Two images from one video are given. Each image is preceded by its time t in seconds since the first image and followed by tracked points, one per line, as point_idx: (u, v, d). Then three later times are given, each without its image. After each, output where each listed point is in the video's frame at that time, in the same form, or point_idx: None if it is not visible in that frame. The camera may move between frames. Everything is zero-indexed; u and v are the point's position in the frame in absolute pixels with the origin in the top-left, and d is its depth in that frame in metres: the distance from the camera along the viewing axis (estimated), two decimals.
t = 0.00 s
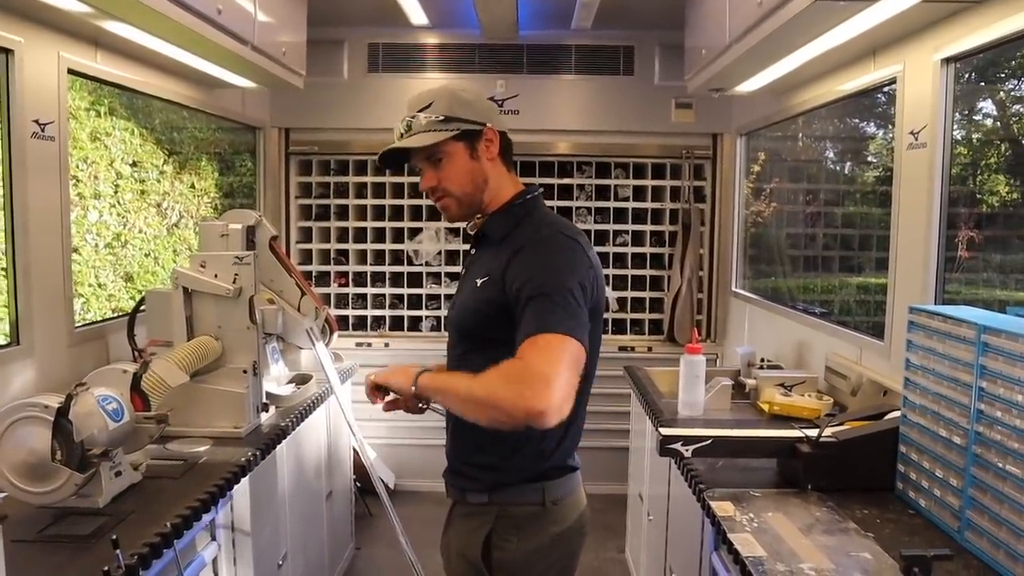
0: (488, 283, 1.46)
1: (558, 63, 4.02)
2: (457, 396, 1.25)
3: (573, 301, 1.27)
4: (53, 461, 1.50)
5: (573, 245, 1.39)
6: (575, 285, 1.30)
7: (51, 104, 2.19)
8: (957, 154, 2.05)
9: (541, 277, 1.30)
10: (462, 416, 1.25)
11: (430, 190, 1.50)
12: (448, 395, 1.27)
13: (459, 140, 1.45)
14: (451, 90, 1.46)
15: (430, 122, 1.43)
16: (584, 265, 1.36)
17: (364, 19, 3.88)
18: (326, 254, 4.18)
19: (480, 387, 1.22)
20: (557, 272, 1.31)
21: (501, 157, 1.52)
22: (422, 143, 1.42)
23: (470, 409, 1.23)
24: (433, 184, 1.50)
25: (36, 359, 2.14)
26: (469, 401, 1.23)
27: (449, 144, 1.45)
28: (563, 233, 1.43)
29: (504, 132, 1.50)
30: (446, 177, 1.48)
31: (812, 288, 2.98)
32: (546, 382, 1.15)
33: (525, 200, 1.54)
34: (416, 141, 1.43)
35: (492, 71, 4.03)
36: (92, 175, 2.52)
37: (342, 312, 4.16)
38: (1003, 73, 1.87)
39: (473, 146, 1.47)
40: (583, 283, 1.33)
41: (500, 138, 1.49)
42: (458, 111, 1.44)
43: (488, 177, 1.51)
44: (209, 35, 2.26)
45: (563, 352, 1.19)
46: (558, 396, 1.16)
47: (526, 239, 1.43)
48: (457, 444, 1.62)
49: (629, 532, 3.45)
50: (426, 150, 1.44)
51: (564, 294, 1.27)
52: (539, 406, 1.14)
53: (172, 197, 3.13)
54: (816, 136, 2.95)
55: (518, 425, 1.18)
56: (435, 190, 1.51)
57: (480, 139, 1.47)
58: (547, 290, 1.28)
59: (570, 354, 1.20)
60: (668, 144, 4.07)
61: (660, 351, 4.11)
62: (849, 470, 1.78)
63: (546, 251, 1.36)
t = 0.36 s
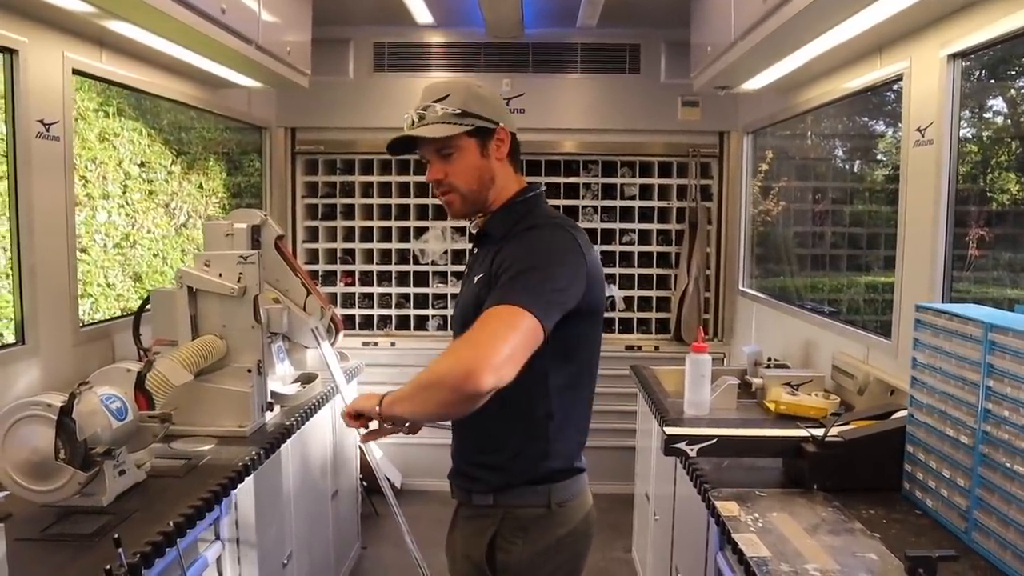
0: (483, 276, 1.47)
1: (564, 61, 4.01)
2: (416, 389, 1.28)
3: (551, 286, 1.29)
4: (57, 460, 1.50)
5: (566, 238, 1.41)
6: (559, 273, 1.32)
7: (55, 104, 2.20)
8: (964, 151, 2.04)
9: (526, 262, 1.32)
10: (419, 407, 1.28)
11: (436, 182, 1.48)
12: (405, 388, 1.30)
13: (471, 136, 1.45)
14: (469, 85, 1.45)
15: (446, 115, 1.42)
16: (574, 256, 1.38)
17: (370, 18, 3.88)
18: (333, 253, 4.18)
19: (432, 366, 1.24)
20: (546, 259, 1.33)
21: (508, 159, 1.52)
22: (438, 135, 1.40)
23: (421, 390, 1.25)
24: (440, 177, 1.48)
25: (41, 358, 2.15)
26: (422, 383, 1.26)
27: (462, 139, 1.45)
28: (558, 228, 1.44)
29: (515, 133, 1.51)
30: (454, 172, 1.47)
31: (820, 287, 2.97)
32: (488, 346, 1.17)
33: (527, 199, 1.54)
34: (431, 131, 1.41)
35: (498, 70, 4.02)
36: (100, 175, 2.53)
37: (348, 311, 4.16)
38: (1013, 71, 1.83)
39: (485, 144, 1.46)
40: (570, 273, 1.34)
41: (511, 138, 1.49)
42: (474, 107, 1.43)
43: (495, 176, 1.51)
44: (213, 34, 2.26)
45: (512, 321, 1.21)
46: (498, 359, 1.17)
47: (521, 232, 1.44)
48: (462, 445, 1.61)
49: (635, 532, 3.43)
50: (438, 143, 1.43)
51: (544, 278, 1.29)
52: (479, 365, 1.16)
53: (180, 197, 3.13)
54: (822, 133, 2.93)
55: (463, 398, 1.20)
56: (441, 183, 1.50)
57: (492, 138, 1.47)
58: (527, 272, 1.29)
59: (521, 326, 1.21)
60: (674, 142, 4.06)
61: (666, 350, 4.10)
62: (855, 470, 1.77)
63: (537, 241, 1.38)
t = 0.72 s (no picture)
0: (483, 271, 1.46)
1: (577, 59, 4.00)
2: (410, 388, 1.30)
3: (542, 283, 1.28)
4: (67, 457, 1.52)
5: (564, 233, 1.39)
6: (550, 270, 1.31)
7: (68, 104, 2.22)
8: (978, 148, 2.01)
9: (521, 256, 1.31)
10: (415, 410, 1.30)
11: (437, 182, 1.48)
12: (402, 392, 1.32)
13: (474, 136, 1.45)
14: (472, 84, 1.45)
15: (448, 115, 1.42)
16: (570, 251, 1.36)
17: (382, 17, 3.89)
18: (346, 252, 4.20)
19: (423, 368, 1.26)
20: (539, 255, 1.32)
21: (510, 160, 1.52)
22: (439, 135, 1.41)
23: (414, 391, 1.28)
24: (441, 176, 1.48)
25: (55, 356, 2.17)
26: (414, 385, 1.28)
27: (464, 139, 1.45)
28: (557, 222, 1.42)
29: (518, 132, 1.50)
30: (455, 172, 1.47)
31: (835, 285, 2.94)
32: (474, 343, 1.18)
33: (528, 195, 1.52)
34: (432, 131, 1.41)
35: (510, 68, 4.01)
36: (117, 175, 2.56)
37: (362, 310, 4.17)
38: None
39: (487, 144, 1.47)
40: (564, 270, 1.33)
41: (513, 138, 1.49)
42: (476, 107, 1.43)
43: (496, 175, 1.51)
44: (223, 33, 2.26)
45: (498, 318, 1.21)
46: (482, 354, 1.18)
47: (519, 225, 1.43)
48: (465, 445, 1.60)
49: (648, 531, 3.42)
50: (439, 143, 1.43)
51: (535, 274, 1.28)
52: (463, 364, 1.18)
53: (197, 197, 3.15)
54: (837, 130, 2.90)
55: (450, 396, 1.22)
56: (442, 183, 1.50)
57: (494, 139, 1.47)
58: (518, 268, 1.29)
59: (508, 323, 1.21)
60: (688, 140, 4.04)
61: (680, 349, 4.07)
62: (866, 469, 1.75)
63: (533, 234, 1.37)
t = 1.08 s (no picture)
0: (463, 284, 1.35)
1: (604, 56, 3.98)
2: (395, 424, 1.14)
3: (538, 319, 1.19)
4: (94, 452, 1.55)
5: (554, 247, 1.30)
6: (544, 300, 1.22)
7: (98, 104, 2.26)
8: (1011, 143, 1.96)
9: (514, 287, 1.21)
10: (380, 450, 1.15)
11: (422, 174, 1.38)
12: (378, 429, 1.15)
13: (465, 127, 1.35)
14: (467, 72, 1.35)
15: (439, 103, 1.33)
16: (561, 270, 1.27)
17: (408, 16, 3.90)
18: (374, 250, 4.22)
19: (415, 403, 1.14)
20: (531, 281, 1.22)
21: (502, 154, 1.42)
22: (428, 123, 1.31)
23: (409, 437, 1.12)
24: (427, 168, 1.38)
25: (85, 352, 2.21)
26: (393, 426, 1.14)
27: (454, 129, 1.35)
28: (546, 232, 1.33)
29: (511, 125, 1.40)
30: (442, 165, 1.36)
31: (866, 284, 2.88)
32: (498, 404, 1.08)
33: (516, 194, 1.43)
34: (421, 118, 1.31)
35: (537, 66, 4.00)
36: (150, 175, 2.61)
37: (389, 308, 4.19)
38: None
39: (477, 137, 1.37)
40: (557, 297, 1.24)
41: (507, 131, 1.39)
42: (470, 96, 1.34)
43: (486, 170, 1.41)
44: (250, 33, 2.29)
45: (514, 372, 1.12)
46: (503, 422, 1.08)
47: (502, 235, 1.32)
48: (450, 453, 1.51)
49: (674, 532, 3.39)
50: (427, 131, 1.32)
51: (531, 309, 1.19)
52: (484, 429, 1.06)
53: (228, 195, 3.19)
54: (867, 126, 2.86)
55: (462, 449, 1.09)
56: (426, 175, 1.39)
57: (486, 131, 1.37)
58: (512, 302, 1.19)
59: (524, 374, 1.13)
60: (716, 138, 4.00)
61: (708, 348, 4.03)
62: (894, 472, 1.72)
63: (520, 250, 1.26)
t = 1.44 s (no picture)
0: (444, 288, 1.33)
1: (655, 53, 3.93)
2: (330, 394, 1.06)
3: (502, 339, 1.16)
4: (149, 444, 1.60)
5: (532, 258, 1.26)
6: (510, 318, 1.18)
7: (154, 106, 2.32)
8: None
9: (485, 295, 1.18)
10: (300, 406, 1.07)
11: (400, 152, 1.35)
12: (311, 389, 1.06)
13: (449, 109, 1.33)
14: (458, 54, 1.33)
15: (425, 79, 1.31)
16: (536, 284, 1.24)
17: (458, 15, 3.91)
18: (425, 249, 4.24)
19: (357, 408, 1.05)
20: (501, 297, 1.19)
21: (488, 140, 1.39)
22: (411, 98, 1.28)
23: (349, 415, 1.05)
24: (407, 147, 1.35)
25: (143, 347, 2.28)
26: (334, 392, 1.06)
27: (438, 110, 1.32)
28: (524, 242, 1.29)
29: (500, 115, 1.38)
30: (423, 145, 1.34)
31: (925, 284, 2.78)
32: (452, 428, 1.07)
33: (501, 193, 1.42)
34: (405, 93, 1.29)
35: (587, 63, 3.98)
36: (209, 175, 2.68)
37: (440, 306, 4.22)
38: None
39: (462, 121, 1.34)
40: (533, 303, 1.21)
41: (495, 120, 1.37)
42: (457, 78, 1.31)
43: (469, 159, 1.38)
44: (300, 34, 2.32)
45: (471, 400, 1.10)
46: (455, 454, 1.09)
47: (480, 243, 1.30)
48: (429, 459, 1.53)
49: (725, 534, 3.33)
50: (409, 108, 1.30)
51: (502, 320, 1.16)
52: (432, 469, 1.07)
53: (284, 194, 3.25)
54: (927, 121, 2.76)
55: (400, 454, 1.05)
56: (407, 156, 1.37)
57: (473, 116, 1.35)
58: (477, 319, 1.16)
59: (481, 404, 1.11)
60: (770, 134, 3.92)
61: (761, 348, 3.96)
62: (952, 477, 1.66)
63: (490, 261, 1.23)
